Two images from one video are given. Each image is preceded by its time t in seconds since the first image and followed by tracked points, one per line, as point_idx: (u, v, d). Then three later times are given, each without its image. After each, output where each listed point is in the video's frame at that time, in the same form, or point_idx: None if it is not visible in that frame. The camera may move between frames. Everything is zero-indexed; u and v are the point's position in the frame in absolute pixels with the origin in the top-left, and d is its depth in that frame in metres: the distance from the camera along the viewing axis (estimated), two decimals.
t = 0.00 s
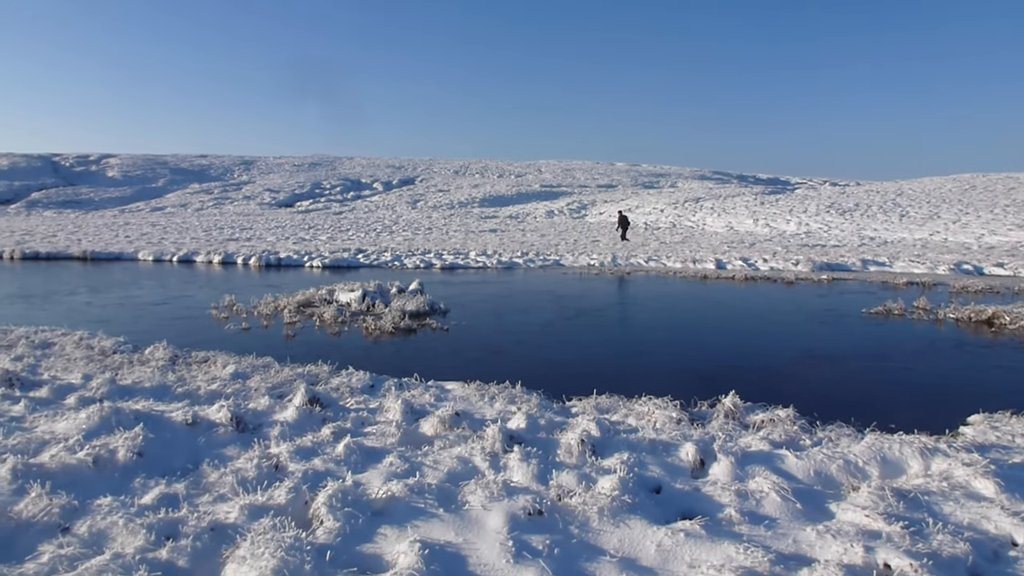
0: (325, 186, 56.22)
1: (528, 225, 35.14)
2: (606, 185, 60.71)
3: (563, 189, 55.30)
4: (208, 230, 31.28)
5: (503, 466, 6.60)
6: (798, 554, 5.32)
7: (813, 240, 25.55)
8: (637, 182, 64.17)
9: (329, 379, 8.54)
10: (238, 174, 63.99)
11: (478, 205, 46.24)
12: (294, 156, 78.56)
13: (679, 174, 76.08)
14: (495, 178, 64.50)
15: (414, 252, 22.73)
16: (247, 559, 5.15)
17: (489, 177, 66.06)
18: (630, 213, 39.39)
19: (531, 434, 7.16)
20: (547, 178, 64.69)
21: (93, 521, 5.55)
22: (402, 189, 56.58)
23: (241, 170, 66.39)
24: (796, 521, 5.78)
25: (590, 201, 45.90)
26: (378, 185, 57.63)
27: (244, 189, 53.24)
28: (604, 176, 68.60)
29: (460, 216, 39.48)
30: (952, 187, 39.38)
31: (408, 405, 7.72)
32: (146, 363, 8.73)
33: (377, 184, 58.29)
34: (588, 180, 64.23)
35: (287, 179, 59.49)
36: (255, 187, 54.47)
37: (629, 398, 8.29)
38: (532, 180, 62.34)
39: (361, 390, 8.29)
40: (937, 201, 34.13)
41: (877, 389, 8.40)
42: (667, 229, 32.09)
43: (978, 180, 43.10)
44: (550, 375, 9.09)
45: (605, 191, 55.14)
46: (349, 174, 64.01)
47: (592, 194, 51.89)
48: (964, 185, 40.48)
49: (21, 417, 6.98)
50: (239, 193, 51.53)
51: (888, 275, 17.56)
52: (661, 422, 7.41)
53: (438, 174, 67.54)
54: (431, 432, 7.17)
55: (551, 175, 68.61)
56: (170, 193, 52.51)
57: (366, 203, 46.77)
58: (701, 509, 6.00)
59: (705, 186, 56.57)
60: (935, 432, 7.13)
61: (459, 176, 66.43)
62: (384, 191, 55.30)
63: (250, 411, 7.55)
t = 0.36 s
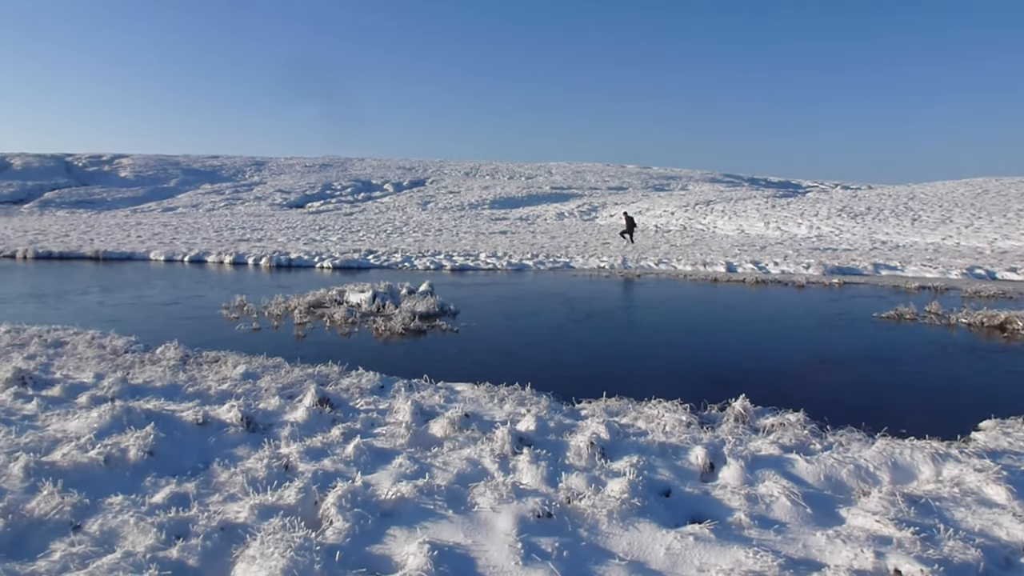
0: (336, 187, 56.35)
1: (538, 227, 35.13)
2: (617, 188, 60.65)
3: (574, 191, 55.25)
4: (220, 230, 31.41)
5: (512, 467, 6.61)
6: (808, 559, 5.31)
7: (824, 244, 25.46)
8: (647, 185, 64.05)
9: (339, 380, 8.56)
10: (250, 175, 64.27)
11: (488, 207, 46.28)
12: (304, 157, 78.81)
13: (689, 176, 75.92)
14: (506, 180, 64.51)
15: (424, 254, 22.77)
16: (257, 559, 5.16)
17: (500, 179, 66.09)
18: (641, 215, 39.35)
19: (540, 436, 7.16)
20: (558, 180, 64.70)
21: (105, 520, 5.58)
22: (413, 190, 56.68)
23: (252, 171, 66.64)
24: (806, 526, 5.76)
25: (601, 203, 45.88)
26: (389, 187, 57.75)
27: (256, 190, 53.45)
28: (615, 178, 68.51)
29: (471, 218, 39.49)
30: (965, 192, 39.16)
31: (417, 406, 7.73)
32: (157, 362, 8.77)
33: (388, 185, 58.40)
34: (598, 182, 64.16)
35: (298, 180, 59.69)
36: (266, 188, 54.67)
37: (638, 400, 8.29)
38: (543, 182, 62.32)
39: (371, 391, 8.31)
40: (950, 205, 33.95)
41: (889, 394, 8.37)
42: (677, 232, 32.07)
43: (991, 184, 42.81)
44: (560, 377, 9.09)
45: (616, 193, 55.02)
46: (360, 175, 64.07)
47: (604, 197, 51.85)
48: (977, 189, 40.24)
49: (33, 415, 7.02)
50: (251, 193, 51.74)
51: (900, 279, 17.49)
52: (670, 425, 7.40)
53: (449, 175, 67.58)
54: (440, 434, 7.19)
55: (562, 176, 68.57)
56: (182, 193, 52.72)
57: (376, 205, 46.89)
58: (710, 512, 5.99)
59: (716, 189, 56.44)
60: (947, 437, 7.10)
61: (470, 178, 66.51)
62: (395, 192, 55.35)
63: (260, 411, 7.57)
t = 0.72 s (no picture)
0: (346, 188, 56.49)
1: (548, 228, 35.12)
2: (628, 190, 60.62)
3: (583, 193, 55.22)
4: (231, 232, 31.56)
5: (522, 469, 6.61)
6: (819, 562, 5.29)
7: (835, 246, 25.37)
8: (658, 187, 64.00)
9: (350, 381, 8.58)
10: (260, 176, 64.50)
11: (499, 209, 46.31)
12: (314, 159, 79.08)
13: (699, 178, 75.81)
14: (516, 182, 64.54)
15: (435, 255, 22.82)
16: (268, 560, 5.17)
17: (510, 181, 66.11)
18: (652, 218, 39.32)
19: (550, 438, 7.16)
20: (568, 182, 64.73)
21: (116, 520, 5.60)
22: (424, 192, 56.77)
23: (262, 172, 66.91)
24: (817, 529, 5.74)
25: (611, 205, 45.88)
26: (399, 188, 57.84)
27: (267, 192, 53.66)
28: (624, 180, 68.46)
29: (481, 220, 39.51)
30: (977, 194, 38.96)
31: (428, 408, 7.75)
32: (169, 363, 8.81)
33: (399, 187, 58.51)
34: (609, 185, 64.10)
35: (309, 181, 59.89)
36: (277, 189, 54.87)
37: (648, 403, 8.28)
38: (553, 185, 62.30)
39: (381, 392, 8.33)
40: (962, 208, 33.79)
41: (900, 396, 8.34)
42: (688, 234, 32.04)
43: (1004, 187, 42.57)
44: (570, 379, 9.09)
45: (626, 195, 55.00)
46: (370, 177, 64.26)
47: (614, 198, 51.80)
48: (990, 192, 40.03)
49: (46, 416, 7.06)
50: (262, 195, 51.93)
51: (913, 282, 17.42)
52: (681, 428, 7.40)
53: (459, 177, 67.65)
54: (451, 435, 7.20)
55: (572, 178, 68.60)
56: (193, 194, 52.97)
57: (387, 206, 46.98)
58: (721, 515, 5.98)
59: (726, 191, 56.35)
60: (959, 441, 7.08)
61: (481, 180, 66.56)
62: (405, 194, 55.44)
63: (271, 412, 7.60)
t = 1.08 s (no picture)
0: (355, 189, 56.60)
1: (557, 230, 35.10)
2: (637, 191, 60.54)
3: (592, 195, 55.16)
4: (241, 233, 31.68)
5: (531, 471, 6.62)
6: (828, 565, 5.28)
7: (845, 249, 25.29)
8: (667, 189, 63.88)
9: (358, 382, 8.60)
10: (269, 177, 64.67)
11: (507, 210, 46.32)
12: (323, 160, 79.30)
13: (708, 180, 75.62)
14: (525, 184, 64.51)
15: (443, 257, 22.83)
16: (277, 560, 5.19)
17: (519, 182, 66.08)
18: (661, 220, 39.26)
19: (559, 440, 7.17)
20: (577, 184, 64.69)
21: (126, 519, 5.62)
22: (432, 193, 56.79)
23: (272, 173, 67.11)
24: (826, 532, 5.73)
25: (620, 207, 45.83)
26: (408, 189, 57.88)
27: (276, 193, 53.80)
28: (633, 182, 68.38)
29: (490, 221, 39.54)
30: (988, 197, 38.74)
31: (437, 410, 7.76)
32: (179, 364, 8.85)
33: (408, 188, 58.56)
34: (618, 187, 64.02)
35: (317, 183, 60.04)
36: (286, 190, 55.02)
37: (657, 405, 8.28)
38: (562, 187, 62.27)
39: (390, 393, 8.35)
40: (973, 211, 33.61)
41: (910, 400, 8.32)
42: (697, 236, 32.00)
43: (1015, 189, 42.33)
44: (578, 381, 9.09)
45: (635, 197, 54.92)
46: (380, 179, 64.35)
47: (623, 200, 51.73)
48: (1001, 195, 39.80)
49: (57, 415, 7.11)
50: (271, 196, 52.08)
51: (923, 285, 17.35)
52: (690, 430, 7.39)
53: (468, 179, 67.69)
54: (459, 437, 7.21)
55: (581, 180, 68.59)
56: (203, 195, 53.17)
57: (395, 208, 47.02)
58: (729, 518, 5.97)
59: (735, 193, 56.20)
60: (969, 445, 7.05)
61: (489, 181, 66.59)
62: (414, 195, 55.50)
63: (280, 412, 7.63)
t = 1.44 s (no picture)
0: (365, 191, 56.74)
1: (567, 232, 35.07)
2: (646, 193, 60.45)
3: (601, 197, 55.12)
4: (251, 234, 31.82)
5: (540, 473, 6.62)
6: (839, 569, 5.25)
7: (856, 251, 25.17)
8: (677, 191, 63.76)
9: (368, 384, 8.63)
10: (279, 178, 64.90)
11: (516, 212, 46.35)
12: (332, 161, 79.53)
13: (718, 182, 75.40)
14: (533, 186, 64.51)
15: (453, 259, 22.85)
16: (287, 560, 5.20)
17: (528, 184, 66.06)
18: (670, 222, 39.20)
19: (568, 442, 7.17)
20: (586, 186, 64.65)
21: (138, 519, 5.65)
22: (441, 195, 56.85)
23: (282, 174, 67.36)
24: (836, 536, 5.70)
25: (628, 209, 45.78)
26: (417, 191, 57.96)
27: (286, 194, 53.97)
28: (642, 184, 68.28)
29: (499, 223, 39.56)
30: (1001, 199, 38.48)
31: (446, 411, 7.78)
32: (190, 364, 8.90)
33: (417, 190, 58.64)
34: (627, 189, 63.92)
35: (326, 185, 60.17)
36: (296, 192, 55.25)
37: (667, 408, 8.28)
38: (571, 188, 62.26)
39: (400, 395, 8.38)
40: (985, 213, 33.38)
41: (920, 403, 8.28)
42: (706, 238, 31.92)
43: None
44: (587, 383, 9.09)
45: (644, 199, 54.84)
46: (388, 180, 64.43)
47: (633, 202, 51.65)
48: (1014, 197, 39.51)
49: (69, 415, 7.16)
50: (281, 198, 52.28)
51: (935, 288, 17.25)
52: (700, 433, 7.38)
53: (477, 180, 67.74)
54: (469, 438, 7.22)
55: (590, 182, 68.55)
56: (213, 197, 53.43)
57: (405, 209, 47.09)
58: (739, 521, 5.95)
59: (744, 195, 56.00)
60: (981, 449, 7.01)
61: (498, 183, 66.61)
62: (424, 197, 55.57)
63: (291, 413, 7.66)
